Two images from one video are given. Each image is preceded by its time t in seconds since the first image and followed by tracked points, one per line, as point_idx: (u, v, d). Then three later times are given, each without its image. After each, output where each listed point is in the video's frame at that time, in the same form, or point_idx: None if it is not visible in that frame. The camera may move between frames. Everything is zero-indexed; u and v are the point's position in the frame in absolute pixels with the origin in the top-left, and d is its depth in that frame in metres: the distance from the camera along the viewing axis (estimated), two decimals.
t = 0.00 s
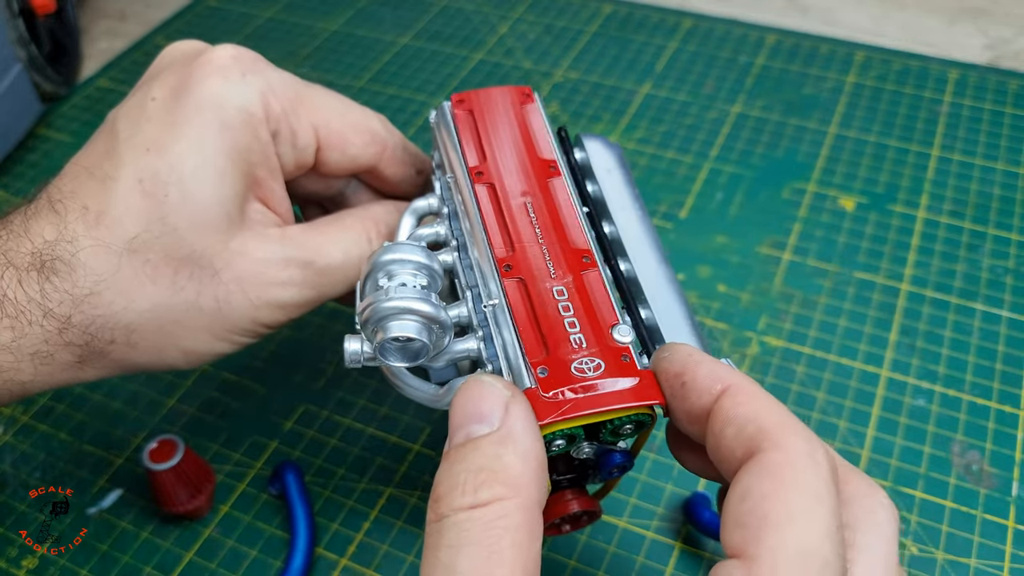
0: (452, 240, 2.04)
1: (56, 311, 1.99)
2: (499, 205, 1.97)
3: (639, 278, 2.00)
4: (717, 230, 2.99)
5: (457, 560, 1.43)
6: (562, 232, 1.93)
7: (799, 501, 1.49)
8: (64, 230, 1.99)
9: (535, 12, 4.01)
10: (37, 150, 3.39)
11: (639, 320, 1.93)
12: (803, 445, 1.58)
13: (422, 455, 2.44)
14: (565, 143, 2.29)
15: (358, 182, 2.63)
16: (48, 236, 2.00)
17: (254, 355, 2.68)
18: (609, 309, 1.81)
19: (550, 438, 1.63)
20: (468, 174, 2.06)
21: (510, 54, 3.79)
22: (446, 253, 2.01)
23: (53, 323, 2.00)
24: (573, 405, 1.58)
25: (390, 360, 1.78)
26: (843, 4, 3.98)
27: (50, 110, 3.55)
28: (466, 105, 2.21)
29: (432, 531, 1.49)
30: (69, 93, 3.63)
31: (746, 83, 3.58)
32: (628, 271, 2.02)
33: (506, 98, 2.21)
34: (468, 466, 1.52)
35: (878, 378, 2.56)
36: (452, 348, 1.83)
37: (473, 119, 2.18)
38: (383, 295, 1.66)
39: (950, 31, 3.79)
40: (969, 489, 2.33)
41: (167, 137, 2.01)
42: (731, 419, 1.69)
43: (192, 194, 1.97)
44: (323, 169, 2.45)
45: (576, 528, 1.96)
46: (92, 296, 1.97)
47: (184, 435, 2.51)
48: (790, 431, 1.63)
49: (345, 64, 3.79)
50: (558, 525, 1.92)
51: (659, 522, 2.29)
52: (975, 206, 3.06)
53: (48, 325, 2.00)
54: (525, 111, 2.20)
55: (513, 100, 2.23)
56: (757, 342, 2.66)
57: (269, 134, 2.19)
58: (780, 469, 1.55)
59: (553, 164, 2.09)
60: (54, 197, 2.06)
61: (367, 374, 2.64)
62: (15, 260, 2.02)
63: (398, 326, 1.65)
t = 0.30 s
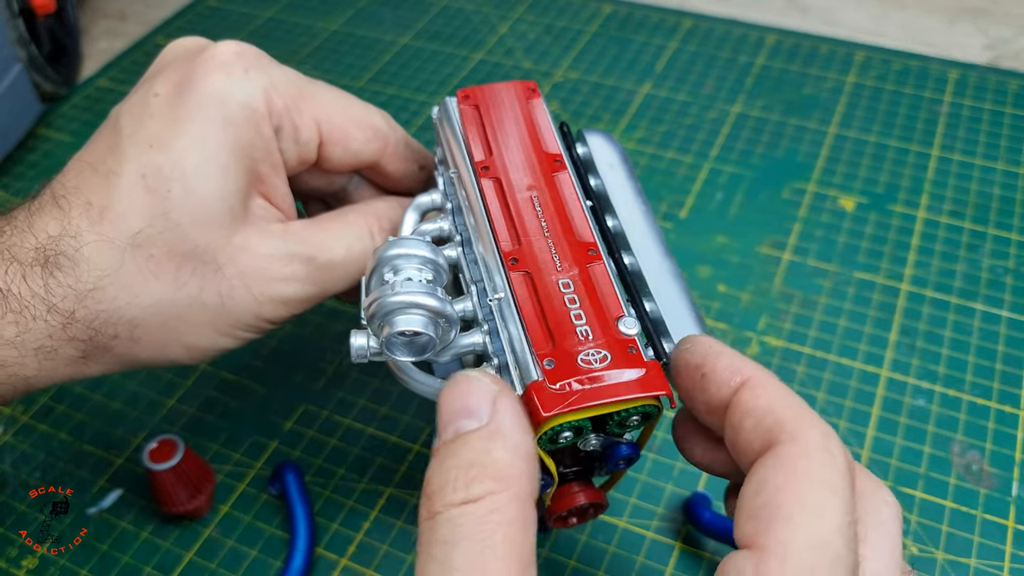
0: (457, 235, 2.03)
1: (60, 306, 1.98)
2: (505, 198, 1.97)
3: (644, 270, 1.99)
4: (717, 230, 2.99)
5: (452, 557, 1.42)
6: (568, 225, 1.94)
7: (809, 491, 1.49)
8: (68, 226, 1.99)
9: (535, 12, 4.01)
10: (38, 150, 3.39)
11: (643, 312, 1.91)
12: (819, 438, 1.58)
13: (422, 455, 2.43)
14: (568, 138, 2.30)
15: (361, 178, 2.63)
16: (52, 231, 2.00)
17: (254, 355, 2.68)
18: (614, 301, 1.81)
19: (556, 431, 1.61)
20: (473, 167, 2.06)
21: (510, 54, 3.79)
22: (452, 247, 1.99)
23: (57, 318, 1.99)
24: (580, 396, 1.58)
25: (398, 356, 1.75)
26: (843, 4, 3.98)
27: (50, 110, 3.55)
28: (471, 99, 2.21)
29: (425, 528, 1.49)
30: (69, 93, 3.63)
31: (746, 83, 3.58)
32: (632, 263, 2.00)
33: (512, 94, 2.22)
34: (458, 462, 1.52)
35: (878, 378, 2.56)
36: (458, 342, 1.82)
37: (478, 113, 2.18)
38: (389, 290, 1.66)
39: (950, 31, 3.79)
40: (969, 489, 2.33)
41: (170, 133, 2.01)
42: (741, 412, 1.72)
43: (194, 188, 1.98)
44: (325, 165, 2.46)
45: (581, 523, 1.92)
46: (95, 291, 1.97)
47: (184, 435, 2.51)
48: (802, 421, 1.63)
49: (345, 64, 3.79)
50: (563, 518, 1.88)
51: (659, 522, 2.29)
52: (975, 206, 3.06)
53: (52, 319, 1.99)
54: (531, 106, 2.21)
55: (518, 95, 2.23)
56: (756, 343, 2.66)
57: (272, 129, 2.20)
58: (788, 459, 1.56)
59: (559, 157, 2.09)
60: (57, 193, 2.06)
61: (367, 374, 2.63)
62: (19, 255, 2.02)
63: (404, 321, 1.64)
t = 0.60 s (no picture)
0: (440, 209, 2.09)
1: (73, 268, 1.97)
2: (479, 157, 2.06)
3: (620, 235, 1.98)
4: (717, 230, 2.99)
5: None
6: (540, 180, 2.01)
7: None
8: (83, 197, 2.03)
9: (535, 12, 4.01)
10: (38, 150, 3.39)
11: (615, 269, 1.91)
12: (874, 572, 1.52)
13: (423, 455, 2.43)
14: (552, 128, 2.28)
15: (364, 177, 2.65)
16: (70, 201, 2.04)
17: (254, 355, 2.68)
18: (577, 240, 1.87)
19: (515, 355, 1.67)
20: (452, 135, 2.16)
21: (510, 54, 3.79)
22: (431, 221, 2.04)
23: (69, 280, 1.97)
24: (532, 315, 1.66)
25: (371, 301, 1.77)
26: (843, 4, 3.98)
27: (50, 110, 3.55)
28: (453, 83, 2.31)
29: None
30: (69, 93, 3.63)
31: (746, 83, 3.58)
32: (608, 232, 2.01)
33: (496, 78, 2.31)
34: None
35: (878, 378, 2.56)
36: (434, 296, 1.86)
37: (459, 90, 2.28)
38: (363, 235, 1.67)
39: (949, 31, 3.79)
40: (970, 490, 2.33)
41: (178, 116, 2.08)
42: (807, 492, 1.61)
43: (202, 161, 2.02)
44: (327, 158, 2.51)
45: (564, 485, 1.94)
46: (105, 254, 1.96)
47: (184, 435, 2.51)
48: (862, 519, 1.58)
49: (345, 64, 3.79)
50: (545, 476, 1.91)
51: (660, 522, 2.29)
52: (975, 206, 3.06)
53: (65, 281, 1.97)
54: (511, 81, 2.30)
55: (500, 76, 2.33)
56: (757, 343, 2.66)
57: (273, 116, 2.27)
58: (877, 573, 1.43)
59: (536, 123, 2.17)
60: (77, 173, 2.12)
61: (367, 374, 2.63)
62: (39, 224, 2.04)
63: (376, 263, 1.65)
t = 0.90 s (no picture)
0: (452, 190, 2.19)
1: (118, 230, 2.21)
2: (486, 141, 2.14)
3: (619, 222, 2.08)
4: (716, 230, 3.00)
5: None
6: (542, 163, 2.08)
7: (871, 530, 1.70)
8: (129, 166, 2.31)
9: (535, 13, 4.02)
10: (38, 150, 3.39)
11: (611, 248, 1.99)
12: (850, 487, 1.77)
13: (423, 454, 2.44)
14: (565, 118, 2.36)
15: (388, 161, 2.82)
16: (117, 170, 2.31)
17: (255, 355, 2.69)
18: (574, 219, 1.93)
19: (506, 322, 1.76)
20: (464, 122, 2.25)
21: (510, 55, 3.80)
22: (442, 203, 2.15)
23: (114, 240, 2.21)
24: (523, 284, 1.74)
25: (382, 270, 1.95)
26: (843, 4, 3.99)
27: (52, 110, 3.55)
28: (473, 74, 2.39)
29: None
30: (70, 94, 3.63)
31: (745, 83, 3.59)
32: (609, 215, 2.09)
33: (511, 71, 2.37)
34: None
35: (876, 378, 2.57)
36: (439, 270, 1.97)
37: (478, 81, 2.35)
38: (375, 207, 1.87)
39: (948, 32, 3.80)
40: (968, 489, 2.34)
41: (219, 99, 2.37)
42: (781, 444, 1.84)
43: (239, 140, 2.30)
44: (353, 142, 2.72)
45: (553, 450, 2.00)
46: (147, 217, 2.21)
47: (185, 435, 2.52)
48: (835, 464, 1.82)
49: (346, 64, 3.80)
50: (534, 438, 1.97)
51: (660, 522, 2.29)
52: (974, 206, 3.07)
53: (109, 241, 2.21)
54: (527, 76, 2.36)
55: (516, 70, 2.39)
56: (756, 342, 2.67)
57: (304, 102, 2.52)
58: (848, 510, 1.72)
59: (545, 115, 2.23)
60: (125, 148, 2.40)
61: (367, 373, 2.64)
62: (88, 188, 2.29)
63: (385, 230, 1.84)
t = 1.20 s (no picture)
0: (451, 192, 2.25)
1: (159, 220, 2.33)
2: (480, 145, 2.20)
3: (601, 224, 2.12)
4: (715, 231, 3.01)
5: None
6: (532, 168, 2.12)
7: (805, 469, 1.66)
8: (170, 163, 2.45)
9: (534, 14, 4.03)
10: (40, 150, 3.40)
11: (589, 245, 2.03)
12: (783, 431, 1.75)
13: (423, 453, 2.45)
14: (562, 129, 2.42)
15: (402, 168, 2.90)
16: (159, 168, 2.44)
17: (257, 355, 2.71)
18: (555, 218, 1.98)
19: (485, 308, 1.80)
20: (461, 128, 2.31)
21: (510, 56, 3.81)
22: (442, 202, 2.24)
23: (154, 230, 2.33)
24: (500, 273, 1.79)
25: (383, 262, 2.00)
26: (841, 6, 3.99)
27: (53, 111, 3.56)
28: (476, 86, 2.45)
29: None
30: (71, 94, 3.64)
31: (744, 84, 3.60)
32: (591, 217, 2.13)
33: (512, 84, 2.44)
34: None
35: (874, 378, 2.58)
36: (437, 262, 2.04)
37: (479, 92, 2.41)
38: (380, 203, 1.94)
39: (946, 32, 3.81)
40: (966, 488, 2.35)
41: (250, 105, 2.50)
42: (721, 397, 1.84)
43: (269, 141, 2.43)
44: (370, 149, 2.80)
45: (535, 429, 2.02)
46: (185, 209, 2.32)
47: (186, 434, 2.53)
48: (778, 415, 1.80)
49: (346, 65, 3.81)
50: (518, 418, 1.99)
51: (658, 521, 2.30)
52: (972, 206, 3.08)
53: (150, 230, 2.32)
54: (526, 88, 2.42)
55: (515, 82, 2.45)
56: (754, 342, 2.68)
57: (327, 109, 2.62)
58: (780, 450, 1.70)
59: (539, 125, 2.28)
60: (166, 148, 2.54)
61: (367, 373, 2.65)
62: (132, 182, 2.41)
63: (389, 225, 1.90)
